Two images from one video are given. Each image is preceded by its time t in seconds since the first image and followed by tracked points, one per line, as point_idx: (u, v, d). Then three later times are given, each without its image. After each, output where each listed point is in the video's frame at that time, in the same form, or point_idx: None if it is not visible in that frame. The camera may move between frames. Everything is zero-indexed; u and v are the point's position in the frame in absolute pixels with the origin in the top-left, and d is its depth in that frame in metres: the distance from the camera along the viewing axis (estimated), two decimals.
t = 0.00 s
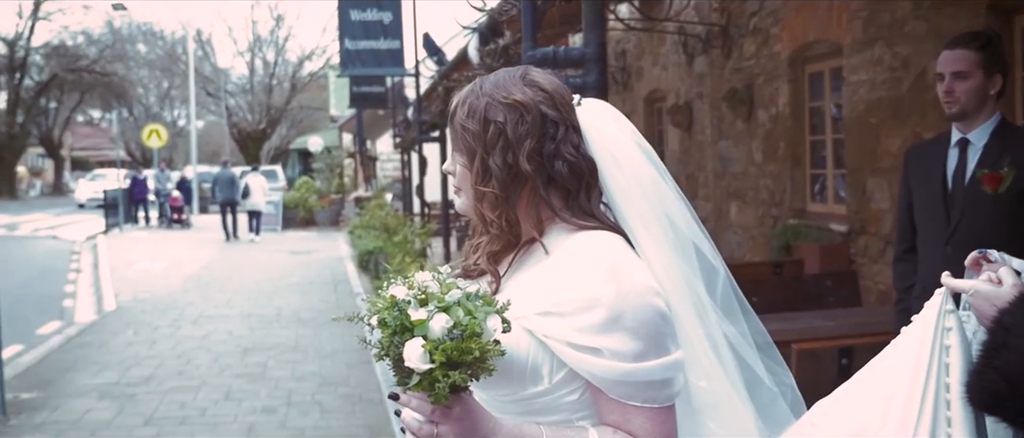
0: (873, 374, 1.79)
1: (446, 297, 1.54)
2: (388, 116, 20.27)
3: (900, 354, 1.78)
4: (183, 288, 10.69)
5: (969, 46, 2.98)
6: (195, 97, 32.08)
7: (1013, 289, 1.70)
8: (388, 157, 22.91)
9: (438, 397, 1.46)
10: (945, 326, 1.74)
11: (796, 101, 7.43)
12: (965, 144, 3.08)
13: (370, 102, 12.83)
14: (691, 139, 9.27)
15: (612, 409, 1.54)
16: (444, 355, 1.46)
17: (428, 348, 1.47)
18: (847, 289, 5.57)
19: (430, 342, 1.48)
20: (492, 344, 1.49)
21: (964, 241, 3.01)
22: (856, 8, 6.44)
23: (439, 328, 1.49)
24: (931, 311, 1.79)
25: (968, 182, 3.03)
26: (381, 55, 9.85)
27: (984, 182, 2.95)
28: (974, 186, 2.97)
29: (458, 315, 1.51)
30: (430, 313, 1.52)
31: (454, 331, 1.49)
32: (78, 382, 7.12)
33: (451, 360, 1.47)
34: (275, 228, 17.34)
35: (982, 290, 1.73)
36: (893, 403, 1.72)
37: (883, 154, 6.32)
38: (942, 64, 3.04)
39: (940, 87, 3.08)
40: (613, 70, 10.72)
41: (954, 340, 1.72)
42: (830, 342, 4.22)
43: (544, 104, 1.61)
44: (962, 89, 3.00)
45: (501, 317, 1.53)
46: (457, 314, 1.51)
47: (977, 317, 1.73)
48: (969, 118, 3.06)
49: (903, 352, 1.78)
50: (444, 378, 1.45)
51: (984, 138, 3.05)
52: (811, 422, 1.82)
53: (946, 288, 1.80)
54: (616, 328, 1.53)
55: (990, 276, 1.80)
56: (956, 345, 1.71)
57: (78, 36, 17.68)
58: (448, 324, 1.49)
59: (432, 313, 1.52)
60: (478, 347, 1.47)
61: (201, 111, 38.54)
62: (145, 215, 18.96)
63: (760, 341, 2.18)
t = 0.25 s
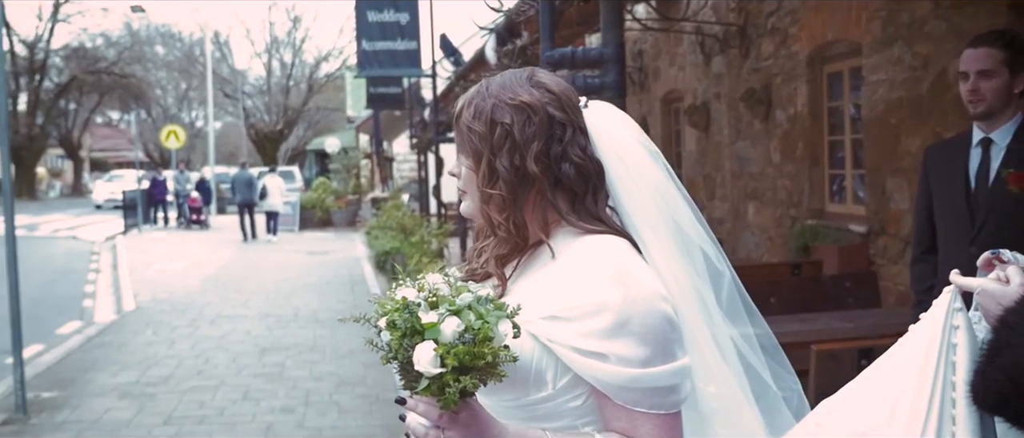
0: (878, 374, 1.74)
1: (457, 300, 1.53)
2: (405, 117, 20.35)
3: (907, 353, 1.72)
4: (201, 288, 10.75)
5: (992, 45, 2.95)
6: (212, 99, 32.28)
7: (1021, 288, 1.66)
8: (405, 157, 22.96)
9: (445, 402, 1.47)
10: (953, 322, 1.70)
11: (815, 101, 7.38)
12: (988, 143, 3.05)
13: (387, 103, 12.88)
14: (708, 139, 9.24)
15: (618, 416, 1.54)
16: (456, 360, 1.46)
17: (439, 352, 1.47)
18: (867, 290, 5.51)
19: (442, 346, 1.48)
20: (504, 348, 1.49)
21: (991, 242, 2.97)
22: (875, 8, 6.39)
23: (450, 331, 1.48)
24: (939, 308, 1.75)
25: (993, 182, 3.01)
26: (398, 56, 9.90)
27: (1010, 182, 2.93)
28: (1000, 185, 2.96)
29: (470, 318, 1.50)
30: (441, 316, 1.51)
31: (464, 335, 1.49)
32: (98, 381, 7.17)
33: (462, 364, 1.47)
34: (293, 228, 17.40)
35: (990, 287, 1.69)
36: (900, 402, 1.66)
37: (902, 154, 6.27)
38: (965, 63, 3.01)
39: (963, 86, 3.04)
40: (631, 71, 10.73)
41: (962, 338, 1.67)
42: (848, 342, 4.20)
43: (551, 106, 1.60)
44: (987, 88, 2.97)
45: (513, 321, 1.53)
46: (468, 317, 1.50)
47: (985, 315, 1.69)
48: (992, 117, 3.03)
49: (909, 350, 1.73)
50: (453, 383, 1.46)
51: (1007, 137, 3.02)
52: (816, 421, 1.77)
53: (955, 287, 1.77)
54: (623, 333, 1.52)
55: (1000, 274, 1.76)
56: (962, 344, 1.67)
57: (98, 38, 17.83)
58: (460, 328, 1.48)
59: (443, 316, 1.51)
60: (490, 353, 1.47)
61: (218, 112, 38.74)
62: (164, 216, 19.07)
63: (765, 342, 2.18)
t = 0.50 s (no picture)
0: (883, 373, 1.70)
1: (463, 303, 1.52)
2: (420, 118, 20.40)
3: (912, 354, 1.68)
4: (218, 288, 10.79)
5: (1015, 43, 2.93)
6: (229, 99, 32.41)
7: None
8: (421, 157, 23.00)
9: (451, 407, 1.47)
10: (958, 323, 1.66)
11: (833, 101, 7.33)
12: (1010, 143, 3.02)
13: (403, 103, 12.90)
14: (725, 139, 9.20)
15: (622, 419, 1.53)
16: (463, 364, 1.45)
17: (445, 356, 1.46)
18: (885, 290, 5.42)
19: (448, 350, 1.46)
20: (509, 352, 1.49)
21: (1015, 242, 2.94)
22: (894, 7, 6.33)
23: (456, 335, 1.47)
24: (945, 308, 1.71)
25: (1016, 182, 2.98)
26: (414, 56, 9.91)
27: None
28: None
29: (476, 321, 1.49)
30: (447, 319, 1.50)
31: (471, 339, 1.48)
32: (116, 380, 7.21)
33: (468, 368, 1.46)
34: (309, 228, 17.44)
35: (997, 286, 1.63)
36: (906, 404, 1.62)
37: (922, 154, 6.21)
38: (987, 61, 2.98)
39: (983, 85, 3.01)
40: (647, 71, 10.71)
41: (967, 337, 1.64)
42: (866, 343, 4.17)
43: (556, 104, 1.59)
44: (1011, 86, 2.94)
45: (519, 324, 1.52)
46: (474, 320, 1.49)
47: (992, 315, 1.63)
48: (1014, 116, 3.01)
49: (914, 349, 1.68)
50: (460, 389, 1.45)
51: None
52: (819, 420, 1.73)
53: (963, 287, 1.72)
54: (628, 336, 1.52)
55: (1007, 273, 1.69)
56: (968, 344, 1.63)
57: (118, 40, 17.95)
58: (465, 331, 1.47)
59: (449, 319, 1.50)
60: (497, 357, 1.46)
61: (235, 113, 38.90)
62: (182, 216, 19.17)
63: (770, 344, 2.17)
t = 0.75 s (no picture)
0: (888, 373, 1.67)
1: (463, 303, 1.52)
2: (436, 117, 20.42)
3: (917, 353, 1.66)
4: (235, 287, 10.84)
5: None
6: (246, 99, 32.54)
7: None
8: (436, 157, 23.02)
9: (451, 409, 1.46)
10: (963, 322, 1.66)
11: (850, 100, 7.29)
12: None
13: (418, 103, 12.92)
14: (741, 139, 9.16)
15: (624, 420, 1.54)
16: (464, 366, 1.45)
17: (446, 358, 1.45)
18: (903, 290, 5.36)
19: (448, 351, 1.46)
20: (510, 354, 1.49)
21: None
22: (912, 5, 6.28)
23: (456, 336, 1.47)
24: (952, 307, 1.71)
25: None
26: (430, 56, 9.92)
27: None
28: None
29: (476, 322, 1.49)
30: (447, 319, 1.49)
31: (471, 340, 1.48)
32: (134, 379, 7.25)
33: (469, 370, 1.46)
34: (324, 228, 17.50)
35: (1003, 286, 1.62)
36: (912, 403, 1.59)
37: (940, 154, 6.17)
38: (1005, 62, 2.93)
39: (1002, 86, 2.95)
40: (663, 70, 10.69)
41: (973, 336, 1.62)
42: (883, 344, 4.13)
43: (560, 100, 1.60)
44: None
45: (520, 325, 1.52)
46: (475, 320, 1.49)
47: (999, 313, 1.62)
48: None
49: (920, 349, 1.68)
50: (460, 391, 1.45)
51: None
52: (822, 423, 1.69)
53: (970, 286, 1.72)
54: (631, 336, 1.52)
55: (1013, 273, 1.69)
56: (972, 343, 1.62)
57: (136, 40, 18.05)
58: (466, 332, 1.47)
59: (449, 319, 1.49)
60: (498, 359, 1.46)
61: (251, 113, 39.08)
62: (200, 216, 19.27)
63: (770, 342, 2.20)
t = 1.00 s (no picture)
0: (893, 370, 1.66)
1: (464, 298, 1.52)
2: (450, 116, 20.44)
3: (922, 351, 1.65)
4: (251, 285, 10.89)
5: None
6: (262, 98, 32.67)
7: None
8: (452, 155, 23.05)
9: (451, 406, 1.46)
10: (969, 319, 1.64)
11: (867, 97, 7.24)
12: None
13: (432, 101, 12.94)
14: (756, 136, 9.12)
15: (629, 418, 1.54)
16: (464, 362, 1.45)
17: (446, 354, 1.46)
18: (921, 287, 5.31)
19: (449, 347, 1.46)
20: (512, 349, 1.49)
21: None
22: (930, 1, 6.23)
23: (456, 331, 1.48)
24: (956, 304, 1.68)
25: None
26: (444, 54, 9.94)
27: None
28: None
29: (477, 317, 1.49)
30: (448, 315, 1.50)
31: (472, 336, 1.48)
32: (151, 376, 7.30)
33: (470, 366, 1.46)
34: (340, 226, 17.55)
35: (1009, 285, 1.60)
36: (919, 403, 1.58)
37: (958, 151, 6.12)
38: None
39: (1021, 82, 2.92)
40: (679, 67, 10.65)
41: (978, 334, 1.62)
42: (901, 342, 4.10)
43: (564, 94, 1.61)
44: None
45: (522, 320, 1.52)
46: (476, 316, 1.50)
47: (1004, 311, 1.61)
48: None
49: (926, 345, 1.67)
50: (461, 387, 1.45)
51: None
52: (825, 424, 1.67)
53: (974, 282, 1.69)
54: (635, 331, 1.52)
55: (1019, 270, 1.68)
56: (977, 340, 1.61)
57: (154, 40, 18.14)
58: (466, 327, 1.48)
59: (450, 315, 1.50)
60: (499, 355, 1.46)
61: (267, 111, 39.26)
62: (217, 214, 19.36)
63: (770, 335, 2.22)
